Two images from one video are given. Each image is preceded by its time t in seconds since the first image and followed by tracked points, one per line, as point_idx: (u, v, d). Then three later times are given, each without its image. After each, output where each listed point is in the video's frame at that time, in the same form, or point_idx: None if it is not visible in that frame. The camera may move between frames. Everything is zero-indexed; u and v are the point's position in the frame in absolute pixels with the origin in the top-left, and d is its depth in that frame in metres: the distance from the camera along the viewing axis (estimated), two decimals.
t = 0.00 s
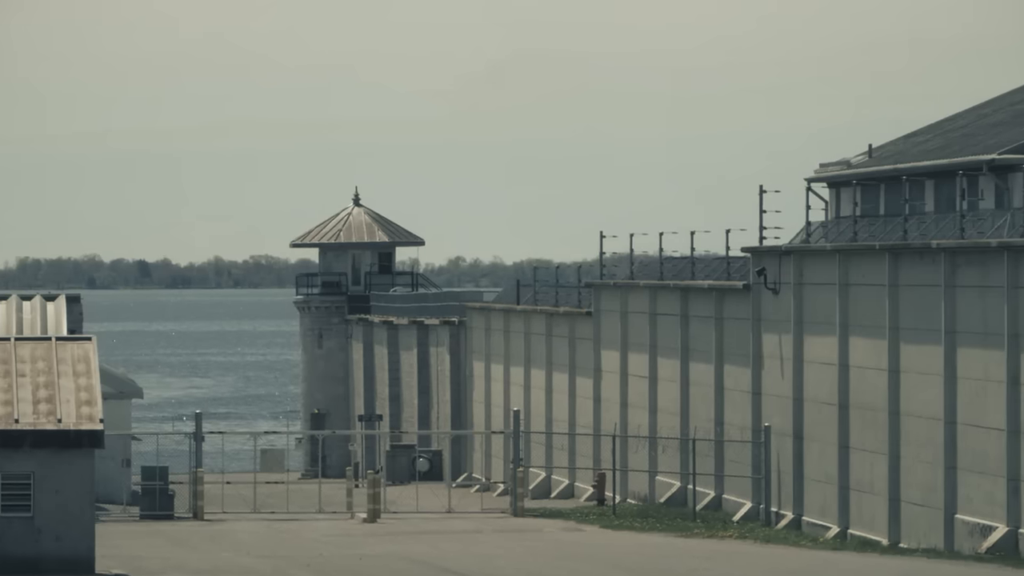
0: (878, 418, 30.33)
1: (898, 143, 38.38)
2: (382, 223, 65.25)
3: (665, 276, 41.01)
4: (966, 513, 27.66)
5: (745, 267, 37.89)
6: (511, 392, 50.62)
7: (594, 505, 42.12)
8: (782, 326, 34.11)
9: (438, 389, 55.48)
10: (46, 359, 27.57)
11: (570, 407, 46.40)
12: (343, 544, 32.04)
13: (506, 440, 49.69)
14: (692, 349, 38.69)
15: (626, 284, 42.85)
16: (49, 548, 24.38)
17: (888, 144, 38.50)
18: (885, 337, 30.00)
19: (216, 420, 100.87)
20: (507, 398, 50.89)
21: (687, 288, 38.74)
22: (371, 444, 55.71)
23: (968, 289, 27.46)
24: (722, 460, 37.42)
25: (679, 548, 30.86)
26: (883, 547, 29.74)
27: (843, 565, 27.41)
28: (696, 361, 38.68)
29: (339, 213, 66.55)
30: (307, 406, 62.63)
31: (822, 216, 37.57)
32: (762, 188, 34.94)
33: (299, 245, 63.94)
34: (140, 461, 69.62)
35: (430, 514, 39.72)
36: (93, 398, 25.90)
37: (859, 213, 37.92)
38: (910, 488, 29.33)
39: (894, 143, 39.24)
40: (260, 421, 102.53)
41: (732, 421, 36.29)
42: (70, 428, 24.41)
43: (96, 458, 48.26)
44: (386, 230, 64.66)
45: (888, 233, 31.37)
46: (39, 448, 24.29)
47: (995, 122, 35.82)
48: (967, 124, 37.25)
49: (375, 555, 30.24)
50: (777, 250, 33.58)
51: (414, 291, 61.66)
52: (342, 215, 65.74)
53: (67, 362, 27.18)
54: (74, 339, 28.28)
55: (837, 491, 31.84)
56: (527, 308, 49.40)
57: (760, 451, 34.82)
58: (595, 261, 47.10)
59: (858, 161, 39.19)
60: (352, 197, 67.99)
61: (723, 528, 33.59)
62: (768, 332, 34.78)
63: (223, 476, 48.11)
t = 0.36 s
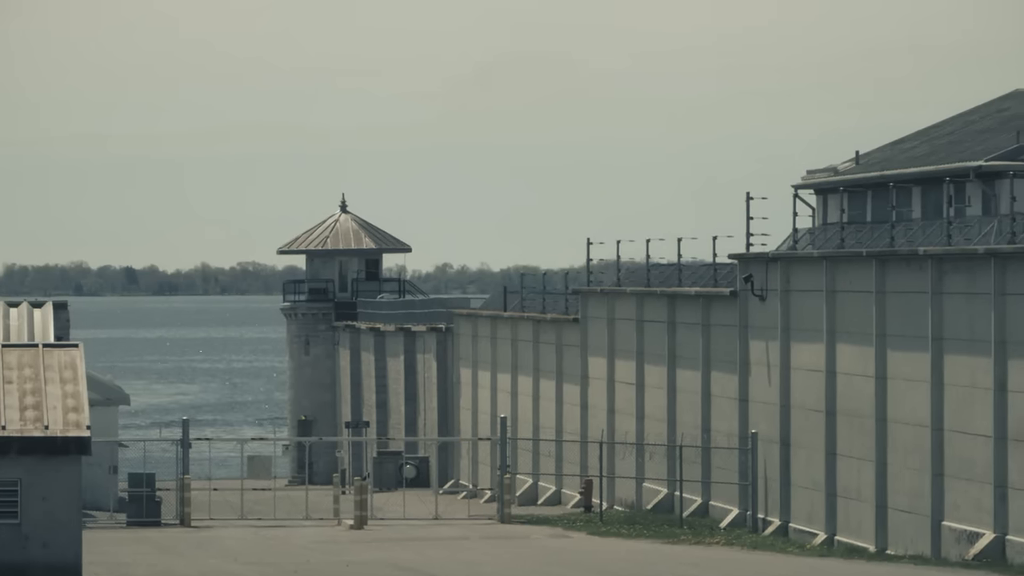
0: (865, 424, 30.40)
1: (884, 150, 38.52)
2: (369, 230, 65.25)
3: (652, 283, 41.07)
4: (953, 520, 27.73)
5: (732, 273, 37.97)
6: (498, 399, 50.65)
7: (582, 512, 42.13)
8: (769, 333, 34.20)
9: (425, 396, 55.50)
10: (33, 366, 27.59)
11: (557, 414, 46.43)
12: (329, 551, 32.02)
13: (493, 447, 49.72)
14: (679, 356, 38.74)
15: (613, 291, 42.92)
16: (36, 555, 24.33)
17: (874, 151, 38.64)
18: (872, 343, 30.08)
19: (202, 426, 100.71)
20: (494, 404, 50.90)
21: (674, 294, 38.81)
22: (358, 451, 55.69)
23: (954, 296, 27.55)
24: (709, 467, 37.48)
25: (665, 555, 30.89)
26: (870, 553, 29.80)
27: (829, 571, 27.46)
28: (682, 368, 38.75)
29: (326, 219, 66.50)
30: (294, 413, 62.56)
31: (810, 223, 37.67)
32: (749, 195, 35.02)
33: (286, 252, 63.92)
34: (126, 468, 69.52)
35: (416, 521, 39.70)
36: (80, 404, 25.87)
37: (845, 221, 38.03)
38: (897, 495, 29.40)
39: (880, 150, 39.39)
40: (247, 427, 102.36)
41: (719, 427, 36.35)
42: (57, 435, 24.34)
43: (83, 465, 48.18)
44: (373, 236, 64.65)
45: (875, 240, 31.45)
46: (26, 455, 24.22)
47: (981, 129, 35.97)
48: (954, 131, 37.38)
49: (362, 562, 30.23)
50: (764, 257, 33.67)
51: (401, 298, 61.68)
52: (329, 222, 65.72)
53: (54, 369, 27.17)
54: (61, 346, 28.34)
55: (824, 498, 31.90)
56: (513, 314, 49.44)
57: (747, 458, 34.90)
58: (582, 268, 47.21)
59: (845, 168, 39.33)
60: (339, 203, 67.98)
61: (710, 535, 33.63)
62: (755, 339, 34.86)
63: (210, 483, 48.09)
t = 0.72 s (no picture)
0: (853, 431, 30.46)
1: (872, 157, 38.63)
2: (357, 236, 65.25)
3: (640, 289, 41.12)
4: (941, 526, 27.79)
5: (720, 280, 38.03)
6: (486, 405, 50.66)
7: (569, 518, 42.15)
8: (757, 339, 34.26)
9: (413, 403, 55.49)
10: (22, 372, 27.59)
11: (545, 420, 46.44)
12: (316, 557, 32.00)
13: (480, 453, 49.71)
14: (667, 362, 38.78)
15: (601, 298, 42.96)
16: (23, 562, 24.31)
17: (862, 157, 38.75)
18: (860, 349, 30.15)
19: (190, 433, 100.56)
20: (482, 411, 50.91)
21: (662, 301, 38.85)
22: (346, 457, 55.66)
23: (942, 302, 27.63)
24: (697, 473, 37.53)
25: (652, 561, 30.91)
26: (858, 560, 29.84)
27: None
28: (670, 375, 38.79)
29: (313, 226, 66.48)
30: (282, 419, 62.50)
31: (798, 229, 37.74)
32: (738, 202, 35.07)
33: (274, 258, 63.90)
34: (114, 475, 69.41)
35: (404, 527, 39.71)
36: (68, 410, 25.85)
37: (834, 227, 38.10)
38: (885, 502, 29.46)
39: (867, 157, 39.50)
40: (235, 433, 102.20)
41: (707, 434, 36.38)
42: (44, 442, 24.27)
43: (71, 471, 48.12)
44: (361, 243, 64.64)
45: (863, 246, 31.53)
46: (13, 462, 24.15)
47: (969, 136, 36.10)
48: (942, 138, 37.49)
49: (349, 569, 30.23)
50: (751, 263, 33.75)
51: (389, 304, 61.66)
52: (317, 228, 65.70)
53: (41, 375, 27.17)
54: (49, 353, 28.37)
55: (812, 504, 31.96)
56: (501, 321, 49.46)
57: (734, 465, 34.95)
58: (570, 274, 47.27)
59: (832, 174, 39.43)
60: (327, 209, 67.97)
61: (698, 541, 33.66)
62: (743, 346, 34.92)
63: (198, 489, 48.06)
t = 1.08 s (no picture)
0: (840, 437, 30.53)
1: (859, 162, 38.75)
2: (344, 242, 65.22)
3: (627, 295, 41.18)
4: (928, 532, 27.86)
5: (707, 286, 38.09)
6: (473, 411, 50.67)
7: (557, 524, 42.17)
8: (744, 345, 34.33)
9: (400, 409, 55.50)
10: (9, 379, 27.57)
11: (533, 426, 46.47)
12: (304, 563, 31.99)
13: (468, 459, 49.72)
14: (654, 368, 38.83)
15: (588, 304, 43.00)
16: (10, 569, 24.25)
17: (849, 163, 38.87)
18: (847, 356, 30.22)
19: (177, 439, 100.43)
20: (469, 417, 50.91)
21: (649, 307, 38.90)
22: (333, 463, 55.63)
23: (930, 307, 27.71)
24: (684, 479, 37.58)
25: (640, 567, 30.95)
26: (845, 567, 29.90)
27: None
28: (658, 381, 38.84)
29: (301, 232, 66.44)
30: (270, 426, 62.47)
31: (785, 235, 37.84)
32: (725, 208, 35.16)
33: (261, 264, 63.84)
34: (101, 481, 69.32)
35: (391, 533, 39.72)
36: (55, 417, 25.80)
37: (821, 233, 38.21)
38: (872, 508, 29.52)
39: (854, 163, 39.63)
40: (222, 440, 102.07)
41: (695, 440, 36.44)
42: (32, 448, 24.13)
43: (58, 477, 48.05)
44: (349, 249, 64.61)
45: (851, 252, 31.61)
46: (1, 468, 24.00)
47: (955, 142, 36.23)
48: (928, 144, 37.61)
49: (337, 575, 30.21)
50: (739, 269, 33.82)
51: (376, 310, 61.63)
52: (305, 234, 65.67)
53: (29, 382, 27.13)
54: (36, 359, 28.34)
55: (800, 510, 32.02)
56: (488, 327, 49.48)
57: (722, 470, 35.01)
58: (558, 280, 47.32)
59: (819, 180, 39.53)
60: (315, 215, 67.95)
61: (685, 547, 33.71)
62: (730, 352, 34.99)
63: (185, 495, 48.03)
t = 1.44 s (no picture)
0: (829, 443, 30.59)
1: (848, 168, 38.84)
2: (333, 248, 65.23)
3: (616, 302, 41.23)
4: (917, 539, 27.92)
5: (696, 292, 38.14)
6: (462, 417, 50.67)
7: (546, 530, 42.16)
8: (733, 352, 34.38)
9: (389, 415, 55.49)
10: None
11: (522, 433, 46.49)
12: (292, 569, 31.93)
13: (457, 465, 49.69)
14: (643, 374, 38.87)
15: (578, 310, 43.03)
16: None
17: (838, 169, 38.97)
18: (836, 361, 30.29)
19: (166, 445, 100.30)
20: (458, 423, 50.91)
21: (638, 313, 38.94)
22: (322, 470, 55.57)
23: (919, 313, 27.77)
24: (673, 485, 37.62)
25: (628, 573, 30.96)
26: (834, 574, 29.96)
27: None
28: (647, 387, 38.88)
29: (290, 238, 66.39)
30: (259, 432, 62.45)
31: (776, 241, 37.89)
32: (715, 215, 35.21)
33: (250, 271, 63.82)
34: (89, 487, 69.21)
35: (380, 540, 39.64)
36: (43, 423, 25.74)
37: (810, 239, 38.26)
38: (861, 514, 29.58)
39: (843, 169, 39.72)
40: (211, 446, 101.93)
41: (684, 446, 36.47)
42: (20, 454, 24.06)
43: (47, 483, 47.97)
44: (338, 255, 64.59)
45: (840, 258, 31.67)
46: None
47: (944, 149, 36.31)
48: (918, 150, 37.69)
49: None
50: (728, 276, 33.89)
51: (364, 317, 61.64)
52: (294, 240, 65.65)
53: (17, 388, 27.12)
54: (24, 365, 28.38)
55: (789, 517, 32.07)
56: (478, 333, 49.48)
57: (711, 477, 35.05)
58: (547, 286, 47.38)
59: (809, 187, 39.64)
60: (305, 221, 67.92)
61: (674, 554, 33.76)
62: (719, 358, 35.04)
63: (174, 501, 47.95)
